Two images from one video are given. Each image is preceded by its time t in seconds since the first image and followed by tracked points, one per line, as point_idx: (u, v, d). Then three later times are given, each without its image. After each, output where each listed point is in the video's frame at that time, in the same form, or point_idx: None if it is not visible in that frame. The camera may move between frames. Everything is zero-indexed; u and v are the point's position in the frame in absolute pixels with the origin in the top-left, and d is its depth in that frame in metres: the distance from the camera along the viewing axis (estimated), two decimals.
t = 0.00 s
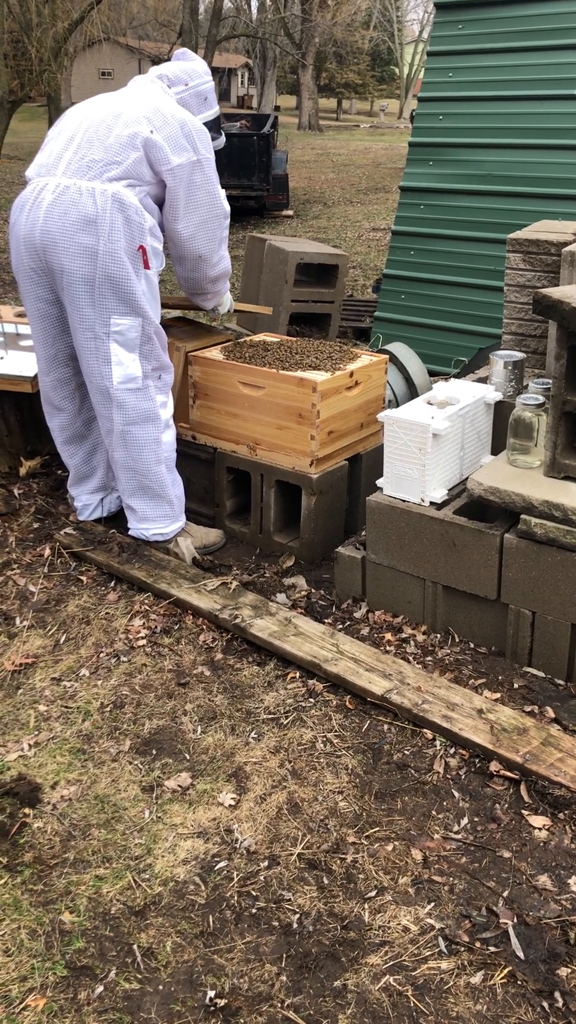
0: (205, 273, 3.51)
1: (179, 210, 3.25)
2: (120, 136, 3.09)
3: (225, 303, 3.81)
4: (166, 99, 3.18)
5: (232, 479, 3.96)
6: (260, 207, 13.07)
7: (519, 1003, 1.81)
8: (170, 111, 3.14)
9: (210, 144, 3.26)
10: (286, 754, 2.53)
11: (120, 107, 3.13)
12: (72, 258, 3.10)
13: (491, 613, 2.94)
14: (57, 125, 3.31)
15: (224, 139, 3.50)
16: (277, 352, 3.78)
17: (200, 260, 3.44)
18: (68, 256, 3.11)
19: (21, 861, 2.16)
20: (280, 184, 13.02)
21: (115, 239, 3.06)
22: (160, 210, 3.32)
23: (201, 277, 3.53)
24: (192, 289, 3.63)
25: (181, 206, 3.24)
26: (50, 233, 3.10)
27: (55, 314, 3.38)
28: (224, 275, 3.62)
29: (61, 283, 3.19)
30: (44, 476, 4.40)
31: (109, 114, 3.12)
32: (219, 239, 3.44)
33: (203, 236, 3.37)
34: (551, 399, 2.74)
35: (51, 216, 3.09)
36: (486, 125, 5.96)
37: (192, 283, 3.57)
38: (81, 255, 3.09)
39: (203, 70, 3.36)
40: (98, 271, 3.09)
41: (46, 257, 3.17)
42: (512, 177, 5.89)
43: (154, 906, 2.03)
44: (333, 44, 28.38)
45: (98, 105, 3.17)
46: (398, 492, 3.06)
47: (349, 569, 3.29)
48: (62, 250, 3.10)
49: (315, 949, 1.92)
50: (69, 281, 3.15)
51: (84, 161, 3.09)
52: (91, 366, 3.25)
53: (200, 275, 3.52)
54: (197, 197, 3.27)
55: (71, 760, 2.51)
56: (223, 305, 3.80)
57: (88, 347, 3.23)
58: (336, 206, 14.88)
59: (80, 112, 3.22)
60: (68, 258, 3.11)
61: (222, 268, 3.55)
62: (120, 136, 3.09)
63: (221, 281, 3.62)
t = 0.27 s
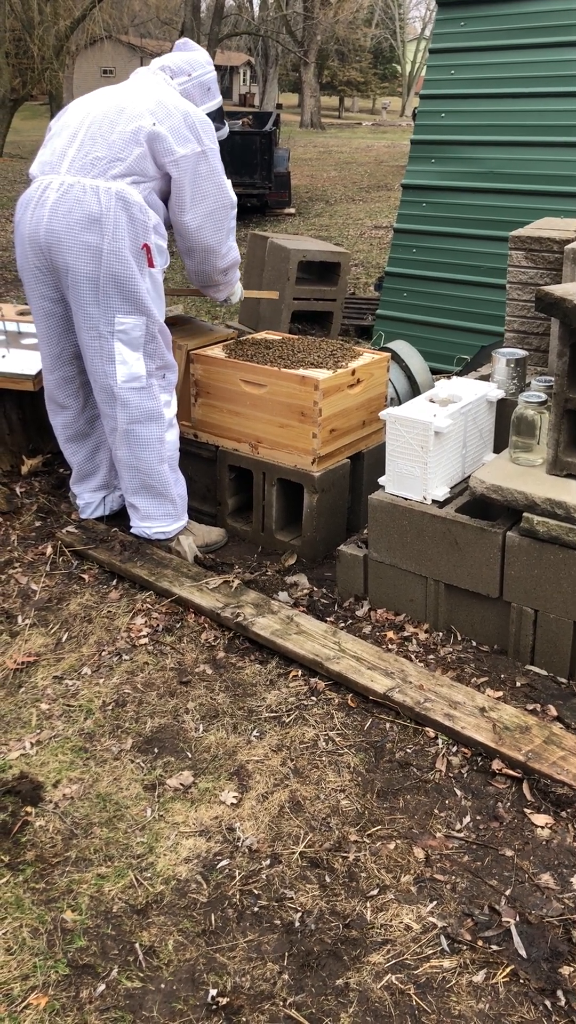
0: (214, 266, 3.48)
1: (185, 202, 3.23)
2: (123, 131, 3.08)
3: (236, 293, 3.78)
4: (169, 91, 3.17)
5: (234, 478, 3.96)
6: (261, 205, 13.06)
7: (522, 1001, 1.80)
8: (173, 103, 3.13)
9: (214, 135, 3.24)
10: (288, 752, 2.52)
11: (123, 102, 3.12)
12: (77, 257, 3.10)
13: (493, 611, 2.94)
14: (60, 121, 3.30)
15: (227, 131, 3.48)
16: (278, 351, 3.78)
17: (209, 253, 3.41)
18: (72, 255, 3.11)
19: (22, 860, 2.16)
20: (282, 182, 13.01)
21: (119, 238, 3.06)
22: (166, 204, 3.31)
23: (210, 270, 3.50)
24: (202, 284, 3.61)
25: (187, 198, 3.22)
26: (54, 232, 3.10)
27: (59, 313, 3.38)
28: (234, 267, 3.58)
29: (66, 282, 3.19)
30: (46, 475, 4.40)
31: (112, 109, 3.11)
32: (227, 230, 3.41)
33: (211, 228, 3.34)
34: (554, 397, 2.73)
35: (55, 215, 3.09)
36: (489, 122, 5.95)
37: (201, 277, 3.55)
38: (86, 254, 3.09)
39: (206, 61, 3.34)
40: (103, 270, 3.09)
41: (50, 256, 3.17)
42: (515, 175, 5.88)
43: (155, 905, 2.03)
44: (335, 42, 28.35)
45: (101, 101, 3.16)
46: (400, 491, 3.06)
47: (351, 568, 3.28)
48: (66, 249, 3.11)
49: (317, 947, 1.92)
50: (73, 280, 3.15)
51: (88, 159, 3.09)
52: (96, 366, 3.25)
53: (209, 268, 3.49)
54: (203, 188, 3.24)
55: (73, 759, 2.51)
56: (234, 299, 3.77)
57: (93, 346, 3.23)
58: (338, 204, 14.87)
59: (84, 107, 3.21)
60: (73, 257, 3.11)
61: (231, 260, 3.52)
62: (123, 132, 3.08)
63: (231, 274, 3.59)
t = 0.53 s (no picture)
0: (218, 252, 3.39)
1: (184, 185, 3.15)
2: (120, 126, 3.05)
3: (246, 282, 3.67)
4: (167, 79, 3.12)
5: (235, 477, 3.96)
6: (263, 204, 13.05)
7: (522, 1001, 1.80)
8: (170, 91, 3.07)
9: (214, 119, 3.17)
10: (288, 752, 2.52)
11: (120, 94, 3.08)
12: (76, 257, 3.10)
13: (494, 610, 2.94)
14: (60, 115, 3.27)
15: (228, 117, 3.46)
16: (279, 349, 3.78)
17: (212, 239, 3.32)
18: (72, 256, 3.11)
19: (23, 859, 2.16)
20: (283, 181, 13.01)
21: (118, 238, 3.06)
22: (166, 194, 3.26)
23: (215, 257, 3.41)
24: (208, 271, 3.52)
25: (186, 182, 3.15)
26: (55, 233, 3.10)
27: (62, 313, 3.39)
28: (240, 253, 3.48)
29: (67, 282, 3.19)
30: (46, 474, 4.40)
31: (109, 103, 3.08)
32: (230, 215, 3.31)
33: (212, 212, 3.24)
34: (554, 396, 2.73)
35: (55, 216, 3.08)
36: (490, 121, 5.94)
37: (207, 264, 3.46)
38: (86, 255, 3.09)
39: (205, 48, 3.29)
40: (103, 270, 3.09)
41: (52, 256, 3.17)
42: (516, 173, 5.87)
43: (156, 904, 2.03)
44: (336, 40, 28.32)
45: (99, 94, 3.13)
46: (401, 490, 3.06)
47: (351, 567, 3.28)
48: (66, 249, 3.11)
49: (317, 946, 1.92)
50: (74, 280, 3.15)
51: (86, 157, 3.07)
52: (97, 365, 3.25)
53: (213, 254, 3.40)
54: (202, 172, 3.16)
55: (74, 758, 2.52)
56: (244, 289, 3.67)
57: (94, 345, 3.23)
58: (339, 203, 14.87)
59: (82, 101, 3.18)
60: (73, 258, 3.11)
61: (236, 245, 3.41)
62: (120, 126, 3.05)
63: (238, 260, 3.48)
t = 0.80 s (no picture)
0: (215, 237, 3.17)
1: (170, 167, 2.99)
2: (107, 119, 3.00)
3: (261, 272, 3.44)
4: (159, 63, 3.02)
5: (235, 476, 3.96)
6: (263, 204, 13.05)
7: (521, 1000, 1.80)
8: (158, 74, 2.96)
9: (207, 98, 3.00)
10: (288, 751, 2.52)
11: (110, 86, 3.02)
12: (69, 258, 3.11)
13: (494, 610, 2.94)
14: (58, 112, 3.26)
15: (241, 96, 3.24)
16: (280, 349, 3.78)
17: (206, 221, 3.11)
18: (65, 257, 3.12)
19: (23, 858, 2.16)
20: (284, 181, 13.01)
21: (108, 237, 3.04)
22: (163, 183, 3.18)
23: (214, 241, 3.20)
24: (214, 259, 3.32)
25: (172, 162, 2.99)
26: (48, 234, 3.12)
27: (61, 312, 3.38)
28: (244, 237, 3.25)
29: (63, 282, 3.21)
30: (46, 473, 4.40)
31: (98, 97, 3.04)
32: (226, 195, 3.09)
33: (202, 194, 3.05)
34: (555, 396, 2.73)
35: (49, 217, 3.10)
36: (491, 121, 5.94)
37: (209, 252, 3.27)
38: (79, 255, 3.09)
39: (210, 30, 3.15)
40: (96, 269, 3.09)
41: (48, 257, 3.18)
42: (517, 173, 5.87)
43: (155, 903, 2.03)
44: (338, 40, 28.33)
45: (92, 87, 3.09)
46: (401, 490, 3.06)
47: (352, 566, 3.28)
48: (60, 250, 3.12)
49: (316, 945, 1.92)
50: (69, 280, 3.16)
51: (76, 155, 3.05)
52: (96, 364, 3.26)
53: (211, 239, 3.20)
54: (189, 152, 2.98)
55: (74, 757, 2.52)
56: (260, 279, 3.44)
57: (92, 344, 3.24)
58: (339, 203, 14.87)
59: (78, 96, 3.15)
60: (66, 258, 3.12)
61: (236, 229, 3.18)
62: (106, 120, 3.00)
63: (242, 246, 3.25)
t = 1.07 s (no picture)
0: (248, 230, 3.09)
1: (187, 171, 2.93)
2: (113, 128, 2.98)
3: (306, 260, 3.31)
4: (167, 62, 2.95)
5: (235, 476, 3.96)
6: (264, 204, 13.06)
7: (519, 1001, 1.80)
8: (163, 76, 2.90)
9: (218, 91, 2.92)
10: (287, 751, 2.53)
11: (115, 91, 2.99)
12: (77, 269, 3.14)
13: (494, 611, 2.94)
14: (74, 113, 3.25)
15: (259, 85, 3.18)
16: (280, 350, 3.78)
17: (239, 216, 3.04)
18: (73, 268, 3.15)
19: (22, 857, 2.17)
20: (285, 181, 13.01)
21: (111, 251, 3.05)
22: (170, 190, 3.14)
23: (251, 235, 3.12)
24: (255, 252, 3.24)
25: (190, 166, 2.93)
26: (57, 245, 3.15)
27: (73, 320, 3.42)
28: (284, 222, 3.13)
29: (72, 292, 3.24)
30: (47, 472, 4.40)
31: (104, 103, 3.01)
32: (253, 184, 2.99)
33: (227, 190, 2.97)
34: (555, 397, 2.73)
35: (57, 227, 3.12)
36: (492, 122, 5.94)
37: (247, 246, 3.18)
38: (86, 267, 3.11)
39: (224, 17, 3.07)
40: (100, 282, 3.09)
41: (58, 266, 3.22)
42: (518, 174, 5.87)
43: (154, 902, 2.03)
44: (338, 41, 28.35)
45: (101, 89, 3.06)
46: (401, 490, 3.06)
47: (351, 567, 3.29)
48: (68, 261, 3.15)
49: (315, 945, 1.92)
50: (76, 290, 3.19)
51: (82, 164, 3.05)
52: (101, 375, 3.28)
53: (245, 233, 3.11)
54: (205, 150, 2.92)
55: (73, 756, 2.52)
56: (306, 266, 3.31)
57: (98, 355, 3.25)
58: (340, 204, 14.87)
59: (88, 97, 3.13)
60: (74, 270, 3.15)
61: (269, 217, 3.07)
62: (112, 129, 2.98)
63: (281, 233, 3.13)
